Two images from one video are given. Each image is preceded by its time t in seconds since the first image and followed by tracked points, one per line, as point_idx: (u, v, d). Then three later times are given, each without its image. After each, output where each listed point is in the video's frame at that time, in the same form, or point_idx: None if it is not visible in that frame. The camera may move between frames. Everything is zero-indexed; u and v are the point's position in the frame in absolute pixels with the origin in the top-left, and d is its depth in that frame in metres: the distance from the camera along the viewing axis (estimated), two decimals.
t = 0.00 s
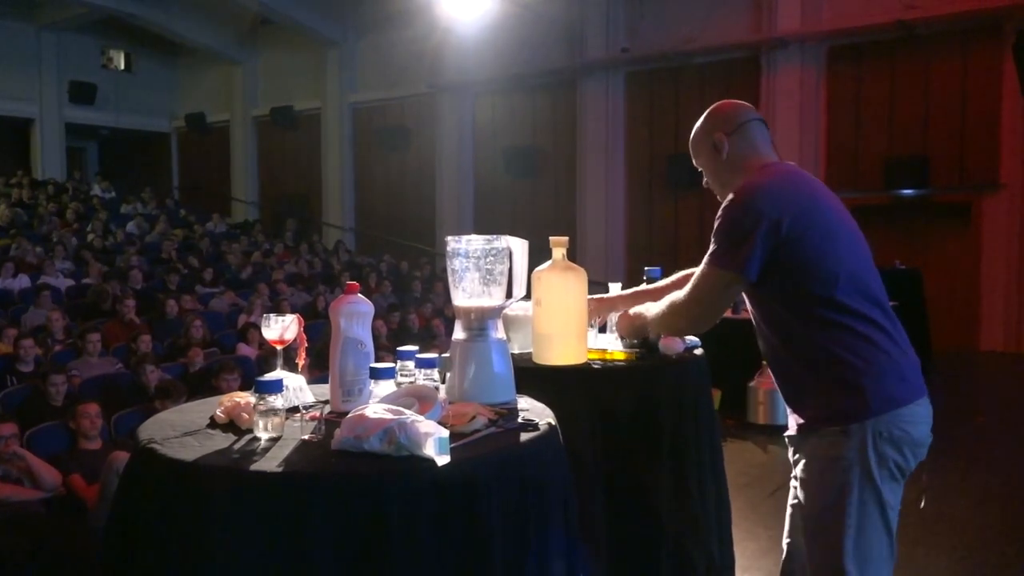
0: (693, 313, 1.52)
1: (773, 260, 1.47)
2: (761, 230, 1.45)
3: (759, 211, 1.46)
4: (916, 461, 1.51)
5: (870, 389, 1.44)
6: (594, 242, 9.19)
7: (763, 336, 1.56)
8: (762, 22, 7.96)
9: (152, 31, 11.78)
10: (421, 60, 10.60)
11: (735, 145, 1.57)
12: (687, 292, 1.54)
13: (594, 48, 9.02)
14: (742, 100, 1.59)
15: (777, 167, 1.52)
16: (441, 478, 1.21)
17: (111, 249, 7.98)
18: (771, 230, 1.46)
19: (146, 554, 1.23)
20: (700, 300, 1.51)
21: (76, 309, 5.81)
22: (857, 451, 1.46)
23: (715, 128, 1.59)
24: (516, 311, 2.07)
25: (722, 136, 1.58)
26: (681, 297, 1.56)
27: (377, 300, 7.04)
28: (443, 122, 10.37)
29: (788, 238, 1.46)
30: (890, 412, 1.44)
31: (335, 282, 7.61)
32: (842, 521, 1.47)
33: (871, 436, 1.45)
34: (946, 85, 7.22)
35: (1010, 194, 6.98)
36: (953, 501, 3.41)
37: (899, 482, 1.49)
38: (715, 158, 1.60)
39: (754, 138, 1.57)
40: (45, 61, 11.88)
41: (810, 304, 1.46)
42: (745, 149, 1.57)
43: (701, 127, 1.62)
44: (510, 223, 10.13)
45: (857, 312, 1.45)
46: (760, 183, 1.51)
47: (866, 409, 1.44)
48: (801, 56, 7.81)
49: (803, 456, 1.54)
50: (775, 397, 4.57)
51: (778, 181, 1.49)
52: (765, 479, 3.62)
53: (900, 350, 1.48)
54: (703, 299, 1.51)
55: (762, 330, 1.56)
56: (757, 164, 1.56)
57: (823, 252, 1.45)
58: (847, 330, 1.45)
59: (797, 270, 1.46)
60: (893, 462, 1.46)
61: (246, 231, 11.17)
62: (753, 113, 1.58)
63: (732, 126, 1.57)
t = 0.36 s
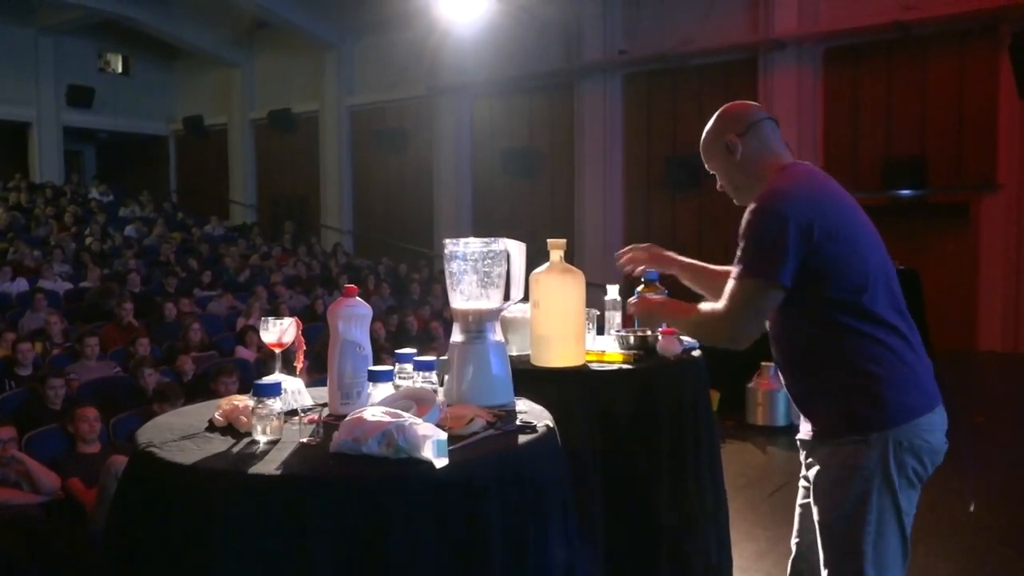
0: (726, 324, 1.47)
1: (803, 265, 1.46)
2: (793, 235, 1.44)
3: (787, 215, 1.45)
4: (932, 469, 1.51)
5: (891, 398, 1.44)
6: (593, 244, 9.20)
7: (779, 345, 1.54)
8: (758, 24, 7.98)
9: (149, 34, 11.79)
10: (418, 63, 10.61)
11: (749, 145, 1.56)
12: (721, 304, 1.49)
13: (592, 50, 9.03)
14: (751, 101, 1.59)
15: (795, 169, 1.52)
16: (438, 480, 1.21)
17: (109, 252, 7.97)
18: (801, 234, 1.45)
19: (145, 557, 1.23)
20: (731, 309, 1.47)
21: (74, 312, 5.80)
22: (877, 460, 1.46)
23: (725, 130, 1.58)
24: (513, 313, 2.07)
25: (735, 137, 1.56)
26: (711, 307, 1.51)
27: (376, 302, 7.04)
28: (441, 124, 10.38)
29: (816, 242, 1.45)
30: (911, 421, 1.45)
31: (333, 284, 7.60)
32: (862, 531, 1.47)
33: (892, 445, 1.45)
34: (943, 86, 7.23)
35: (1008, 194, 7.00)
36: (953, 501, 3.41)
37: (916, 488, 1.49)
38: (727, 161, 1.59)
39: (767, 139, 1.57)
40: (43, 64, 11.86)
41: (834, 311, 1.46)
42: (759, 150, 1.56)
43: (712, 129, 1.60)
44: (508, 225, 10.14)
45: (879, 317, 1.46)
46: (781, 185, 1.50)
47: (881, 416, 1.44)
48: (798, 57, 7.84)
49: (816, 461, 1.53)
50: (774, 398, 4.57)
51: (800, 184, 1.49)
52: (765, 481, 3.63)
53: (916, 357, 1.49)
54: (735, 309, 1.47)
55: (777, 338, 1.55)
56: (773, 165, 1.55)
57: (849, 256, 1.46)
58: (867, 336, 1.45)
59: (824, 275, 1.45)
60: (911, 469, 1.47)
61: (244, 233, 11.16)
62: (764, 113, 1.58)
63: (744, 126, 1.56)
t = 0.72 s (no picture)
0: (835, 346, 1.37)
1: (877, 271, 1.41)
2: (869, 240, 1.38)
3: (855, 219, 1.39)
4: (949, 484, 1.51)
5: (922, 410, 1.43)
6: (591, 247, 9.21)
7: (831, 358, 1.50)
8: (755, 27, 8.00)
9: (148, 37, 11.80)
10: (417, 65, 10.62)
11: (793, 142, 1.52)
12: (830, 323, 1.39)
13: (590, 52, 9.06)
14: (793, 95, 1.54)
15: (845, 169, 1.49)
16: (436, 481, 1.21)
17: (107, 255, 7.97)
18: (874, 238, 1.39)
19: (145, 559, 1.23)
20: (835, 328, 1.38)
21: (72, 315, 5.80)
22: (900, 473, 1.44)
23: (768, 127, 1.53)
24: (511, 315, 2.07)
25: (779, 134, 1.52)
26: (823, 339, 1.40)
27: (374, 305, 7.04)
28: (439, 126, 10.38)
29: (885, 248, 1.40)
30: (933, 434, 1.44)
31: (331, 287, 7.60)
32: (886, 545, 1.44)
33: (915, 457, 1.44)
34: (940, 88, 7.25)
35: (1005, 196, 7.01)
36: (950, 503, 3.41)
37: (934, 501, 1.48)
38: (770, 160, 1.55)
39: (811, 135, 1.53)
40: (41, 67, 11.85)
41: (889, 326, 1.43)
42: (806, 146, 1.52)
43: (753, 123, 1.56)
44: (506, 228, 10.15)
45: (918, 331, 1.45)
46: (841, 184, 1.45)
47: (897, 423, 1.43)
48: (796, 60, 7.88)
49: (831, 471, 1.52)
50: (771, 400, 4.58)
51: (860, 183, 1.45)
52: (763, 483, 3.63)
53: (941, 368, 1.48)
54: (837, 328, 1.37)
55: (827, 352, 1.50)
56: (819, 164, 1.52)
57: (908, 261, 1.42)
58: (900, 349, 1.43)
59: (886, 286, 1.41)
60: (932, 481, 1.46)
61: (242, 236, 11.16)
62: (807, 109, 1.54)
63: (789, 122, 1.52)
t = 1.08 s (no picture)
0: (798, 334, 1.41)
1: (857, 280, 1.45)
2: (858, 247, 1.42)
3: (851, 225, 1.43)
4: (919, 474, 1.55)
5: (906, 407, 1.46)
6: (590, 249, 9.21)
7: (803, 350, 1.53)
8: (754, 30, 8.01)
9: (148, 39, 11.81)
10: (416, 68, 10.64)
11: (797, 146, 1.53)
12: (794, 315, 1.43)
13: (589, 55, 9.07)
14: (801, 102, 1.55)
15: (842, 181, 1.51)
16: (433, 483, 1.21)
17: (106, 257, 7.96)
18: (862, 246, 1.43)
19: (142, 559, 1.23)
20: (801, 317, 1.42)
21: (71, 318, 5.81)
22: (882, 466, 1.47)
23: (774, 127, 1.54)
24: (510, 318, 2.08)
25: (786, 137, 1.52)
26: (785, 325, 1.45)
27: (373, 307, 7.04)
28: (438, 129, 10.39)
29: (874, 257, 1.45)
30: (912, 433, 1.47)
31: (330, 289, 7.60)
32: (862, 536, 1.48)
33: (892, 453, 1.47)
34: (937, 90, 7.26)
35: (1004, 198, 7.01)
36: (949, 506, 3.41)
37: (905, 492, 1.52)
38: (770, 160, 1.55)
39: (814, 142, 1.54)
40: (40, 69, 11.86)
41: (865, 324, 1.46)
42: (805, 154, 1.53)
43: (758, 122, 1.56)
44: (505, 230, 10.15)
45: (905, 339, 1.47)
46: (838, 193, 1.48)
47: (888, 420, 1.46)
48: (794, 63, 7.89)
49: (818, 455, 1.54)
50: (770, 403, 4.58)
51: (856, 196, 1.48)
52: (761, 485, 3.64)
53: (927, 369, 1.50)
54: (803, 318, 1.41)
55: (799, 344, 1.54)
56: (817, 174, 1.53)
57: (892, 276, 1.47)
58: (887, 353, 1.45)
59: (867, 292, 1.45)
60: (907, 474, 1.50)
61: (241, 238, 11.16)
62: (813, 117, 1.55)
63: (795, 127, 1.52)
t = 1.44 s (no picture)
0: (781, 321, 1.41)
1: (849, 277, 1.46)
2: (857, 246, 1.42)
3: (852, 225, 1.43)
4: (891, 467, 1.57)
5: (884, 398, 1.48)
6: (589, 250, 9.22)
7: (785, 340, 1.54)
8: (754, 32, 8.01)
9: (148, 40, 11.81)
10: (415, 69, 10.64)
11: (801, 138, 1.51)
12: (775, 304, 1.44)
13: (588, 56, 9.08)
14: (806, 95, 1.53)
15: (843, 180, 1.51)
16: (432, 485, 1.21)
17: (105, 257, 7.95)
18: (861, 246, 1.43)
19: (142, 559, 1.23)
20: (785, 306, 1.42)
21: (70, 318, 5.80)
22: (864, 456, 1.48)
23: (782, 114, 1.51)
24: (510, 319, 2.08)
25: (792, 127, 1.50)
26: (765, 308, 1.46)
27: (373, 308, 7.04)
28: (438, 130, 10.40)
29: (871, 257, 1.45)
30: (893, 422, 1.50)
31: (329, 290, 7.60)
32: (846, 529, 1.48)
33: (876, 442, 1.49)
34: (935, 92, 7.28)
35: (1003, 201, 7.02)
36: (946, 507, 3.42)
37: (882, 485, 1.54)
38: (772, 149, 1.53)
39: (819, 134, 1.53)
40: (40, 69, 11.85)
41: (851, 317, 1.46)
42: (805, 148, 1.52)
43: (764, 110, 1.53)
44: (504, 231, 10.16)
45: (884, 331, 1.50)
46: (840, 192, 1.47)
47: (869, 411, 1.47)
48: (794, 65, 7.89)
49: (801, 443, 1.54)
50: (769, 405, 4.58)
51: (857, 197, 1.48)
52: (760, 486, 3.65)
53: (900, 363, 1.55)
54: (790, 308, 1.42)
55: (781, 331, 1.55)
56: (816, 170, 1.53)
57: (883, 277, 1.48)
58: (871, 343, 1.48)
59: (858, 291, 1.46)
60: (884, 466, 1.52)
61: (241, 238, 11.17)
62: (815, 112, 1.53)
63: (801, 120, 1.51)
